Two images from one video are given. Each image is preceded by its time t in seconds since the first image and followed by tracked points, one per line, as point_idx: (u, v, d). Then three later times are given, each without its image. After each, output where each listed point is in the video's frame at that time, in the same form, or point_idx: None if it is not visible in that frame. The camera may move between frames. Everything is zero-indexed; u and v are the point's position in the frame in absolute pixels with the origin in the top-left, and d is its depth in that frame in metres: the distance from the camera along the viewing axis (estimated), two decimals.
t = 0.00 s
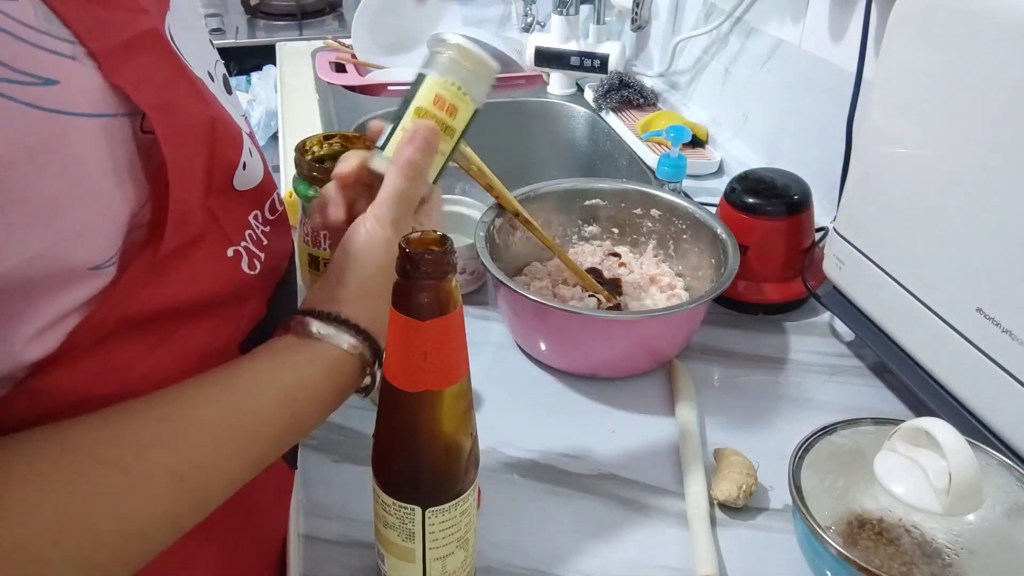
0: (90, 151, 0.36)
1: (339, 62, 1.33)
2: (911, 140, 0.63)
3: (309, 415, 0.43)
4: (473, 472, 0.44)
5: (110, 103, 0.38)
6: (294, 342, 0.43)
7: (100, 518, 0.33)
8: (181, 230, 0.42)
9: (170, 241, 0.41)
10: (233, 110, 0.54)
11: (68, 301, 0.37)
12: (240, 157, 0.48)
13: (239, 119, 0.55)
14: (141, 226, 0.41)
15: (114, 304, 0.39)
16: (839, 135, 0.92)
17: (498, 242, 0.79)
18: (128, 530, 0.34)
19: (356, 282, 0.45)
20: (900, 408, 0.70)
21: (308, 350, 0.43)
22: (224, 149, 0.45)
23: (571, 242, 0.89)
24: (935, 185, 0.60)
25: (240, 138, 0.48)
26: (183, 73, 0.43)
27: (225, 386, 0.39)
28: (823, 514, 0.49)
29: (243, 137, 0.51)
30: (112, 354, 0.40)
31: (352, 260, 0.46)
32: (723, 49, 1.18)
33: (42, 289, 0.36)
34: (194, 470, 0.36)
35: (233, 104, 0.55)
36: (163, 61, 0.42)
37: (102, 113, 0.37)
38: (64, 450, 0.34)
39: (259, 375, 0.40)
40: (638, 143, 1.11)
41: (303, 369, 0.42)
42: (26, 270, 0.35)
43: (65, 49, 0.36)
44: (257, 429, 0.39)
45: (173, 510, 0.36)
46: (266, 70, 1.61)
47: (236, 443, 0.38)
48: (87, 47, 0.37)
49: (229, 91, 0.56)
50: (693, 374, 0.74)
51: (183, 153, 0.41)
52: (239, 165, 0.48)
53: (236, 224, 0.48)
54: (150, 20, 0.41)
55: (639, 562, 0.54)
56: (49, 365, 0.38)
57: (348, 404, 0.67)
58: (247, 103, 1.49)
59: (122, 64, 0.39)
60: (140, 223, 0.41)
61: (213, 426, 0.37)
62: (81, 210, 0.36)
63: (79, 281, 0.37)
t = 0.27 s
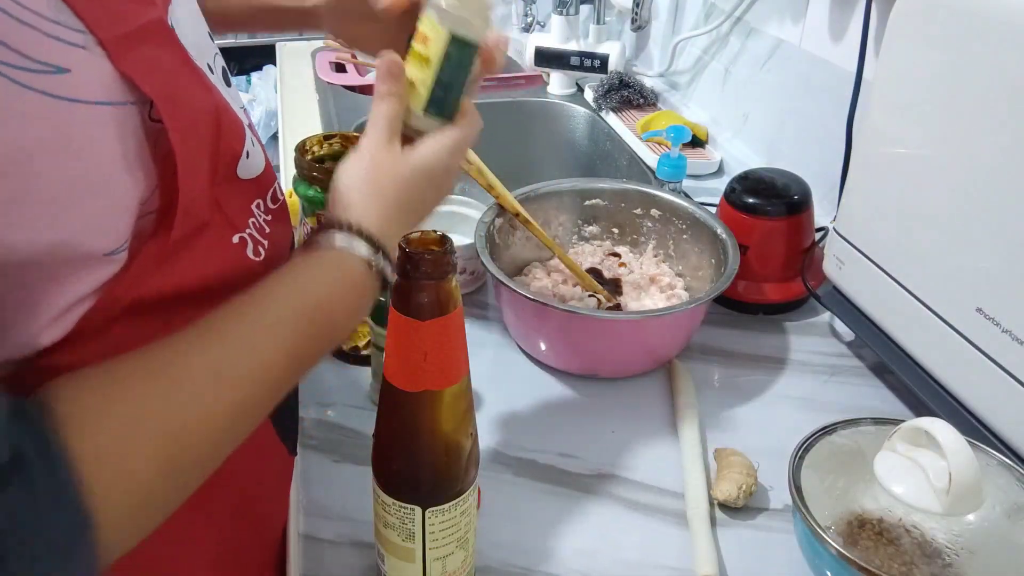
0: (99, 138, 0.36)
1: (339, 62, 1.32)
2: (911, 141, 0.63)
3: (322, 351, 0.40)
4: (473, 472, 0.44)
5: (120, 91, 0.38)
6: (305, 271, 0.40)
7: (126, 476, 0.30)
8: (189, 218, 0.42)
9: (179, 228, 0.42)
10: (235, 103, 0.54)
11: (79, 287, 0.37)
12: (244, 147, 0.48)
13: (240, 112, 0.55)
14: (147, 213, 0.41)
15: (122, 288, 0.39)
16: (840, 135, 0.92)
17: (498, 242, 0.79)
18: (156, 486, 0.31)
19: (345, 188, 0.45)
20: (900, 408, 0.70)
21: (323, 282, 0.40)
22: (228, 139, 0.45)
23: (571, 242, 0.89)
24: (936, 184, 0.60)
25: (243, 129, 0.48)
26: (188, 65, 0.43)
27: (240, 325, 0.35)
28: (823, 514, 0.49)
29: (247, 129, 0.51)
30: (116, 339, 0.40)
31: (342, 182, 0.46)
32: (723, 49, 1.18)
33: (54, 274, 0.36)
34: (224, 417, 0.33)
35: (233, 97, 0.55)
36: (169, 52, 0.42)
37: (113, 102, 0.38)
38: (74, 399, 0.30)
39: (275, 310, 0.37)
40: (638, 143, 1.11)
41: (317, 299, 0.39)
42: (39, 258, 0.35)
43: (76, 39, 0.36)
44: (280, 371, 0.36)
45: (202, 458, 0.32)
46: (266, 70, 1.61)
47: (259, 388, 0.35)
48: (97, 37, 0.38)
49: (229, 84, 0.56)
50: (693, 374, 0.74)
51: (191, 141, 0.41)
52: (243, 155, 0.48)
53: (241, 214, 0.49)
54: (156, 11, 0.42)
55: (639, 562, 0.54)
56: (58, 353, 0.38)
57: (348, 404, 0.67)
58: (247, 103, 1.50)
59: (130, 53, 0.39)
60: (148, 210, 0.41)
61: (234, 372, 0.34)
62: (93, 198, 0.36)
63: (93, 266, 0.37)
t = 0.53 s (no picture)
0: (103, 127, 0.37)
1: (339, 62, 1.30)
2: (912, 141, 0.63)
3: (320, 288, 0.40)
4: (473, 472, 0.44)
5: (121, 81, 0.38)
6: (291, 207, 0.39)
7: (127, 425, 0.31)
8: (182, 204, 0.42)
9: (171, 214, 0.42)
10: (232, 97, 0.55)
11: (77, 276, 0.37)
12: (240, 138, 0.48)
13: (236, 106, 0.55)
14: (144, 202, 0.41)
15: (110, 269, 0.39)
16: (840, 135, 0.92)
17: (498, 242, 0.79)
18: (163, 429, 0.32)
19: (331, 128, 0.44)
20: (900, 408, 0.70)
21: (310, 219, 0.39)
22: (225, 130, 0.46)
23: (571, 241, 0.88)
24: (936, 183, 0.60)
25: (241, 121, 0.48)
26: (190, 58, 0.43)
27: (225, 269, 0.36)
28: (823, 514, 0.49)
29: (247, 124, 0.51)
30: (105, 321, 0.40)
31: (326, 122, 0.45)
32: (723, 49, 1.18)
33: (50, 262, 0.36)
34: (225, 354, 0.34)
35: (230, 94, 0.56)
36: (171, 44, 0.42)
37: (113, 91, 0.38)
38: (70, 352, 0.31)
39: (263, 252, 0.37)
40: (638, 143, 1.11)
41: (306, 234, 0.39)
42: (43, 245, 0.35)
43: (78, 28, 0.37)
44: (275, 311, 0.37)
45: (188, 422, 0.33)
46: (266, 70, 1.61)
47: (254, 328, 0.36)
48: (101, 26, 0.38)
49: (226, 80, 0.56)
50: (693, 373, 0.74)
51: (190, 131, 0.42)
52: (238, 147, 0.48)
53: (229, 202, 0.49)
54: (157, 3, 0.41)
55: (639, 562, 0.54)
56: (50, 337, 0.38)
57: (348, 404, 0.67)
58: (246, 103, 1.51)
59: (132, 43, 0.39)
60: (145, 197, 0.41)
61: (225, 316, 0.34)
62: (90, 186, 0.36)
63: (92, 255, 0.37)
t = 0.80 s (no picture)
0: (62, 131, 0.40)
1: (339, 62, 1.30)
2: (912, 141, 0.63)
3: (238, 363, 0.42)
4: (473, 472, 0.44)
5: (84, 87, 0.41)
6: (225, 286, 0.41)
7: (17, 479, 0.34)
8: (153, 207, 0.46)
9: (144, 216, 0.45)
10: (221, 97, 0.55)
11: (41, 273, 0.41)
12: (220, 143, 0.50)
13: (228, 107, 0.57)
14: (115, 207, 0.44)
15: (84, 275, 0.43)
16: (840, 135, 0.92)
17: (498, 242, 0.79)
18: (48, 486, 0.35)
19: (290, 209, 0.45)
20: (900, 408, 0.70)
21: (238, 304, 0.41)
22: (202, 132, 0.48)
23: (571, 241, 0.88)
24: (936, 183, 0.60)
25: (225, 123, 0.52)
26: (166, 62, 0.45)
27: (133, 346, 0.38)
28: (823, 514, 0.49)
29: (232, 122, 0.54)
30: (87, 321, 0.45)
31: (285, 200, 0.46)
32: (723, 49, 1.18)
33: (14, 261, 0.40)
34: (116, 430, 0.37)
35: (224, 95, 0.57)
36: (148, 49, 0.44)
37: (74, 96, 0.40)
38: None
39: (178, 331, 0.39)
40: (638, 143, 1.11)
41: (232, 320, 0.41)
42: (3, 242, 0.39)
43: (43, 32, 0.39)
44: (179, 387, 0.39)
45: (74, 485, 0.37)
46: (266, 70, 1.61)
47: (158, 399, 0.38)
48: (69, 31, 0.40)
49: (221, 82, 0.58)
50: (693, 373, 0.74)
51: (158, 136, 0.44)
52: (218, 150, 0.51)
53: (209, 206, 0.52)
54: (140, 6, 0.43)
55: (639, 562, 0.54)
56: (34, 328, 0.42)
57: (347, 404, 0.67)
58: (247, 103, 1.51)
59: (105, 47, 0.41)
60: (113, 204, 0.44)
61: (122, 392, 0.37)
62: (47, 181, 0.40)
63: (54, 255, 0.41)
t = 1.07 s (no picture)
0: None
1: (339, 62, 1.30)
2: (912, 141, 0.62)
3: (163, 420, 0.42)
4: (473, 472, 0.44)
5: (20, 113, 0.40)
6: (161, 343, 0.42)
7: None
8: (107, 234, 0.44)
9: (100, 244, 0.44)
10: (212, 121, 0.54)
11: None
12: (193, 169, 0.49)
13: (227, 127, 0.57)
14: (58, 234, 0.43)
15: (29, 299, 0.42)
16: (840, 135, 0.92)
17: (498, 243, 0.79)
18: None
19: (237, 273, 0.45)
20: (900, 408, 0.70)
21: (161, 364, 0.41)
22: (167, 161, 0.47)
23: (571, 242, 0.88)
24: (936, 183, 0.60)
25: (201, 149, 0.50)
26: (124, 84, 0.44)
27: (53, 394, 0.39)
28: (822, 514, 0.49)
29: (216, 145, 0.53)
30: (32, 344, 0.44)
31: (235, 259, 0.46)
32: (723, 49, 1.18)
33: None
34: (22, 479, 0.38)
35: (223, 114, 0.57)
36: (102, 73, 0.43)
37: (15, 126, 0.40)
38: None
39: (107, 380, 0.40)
40: (638, 143, 1.11)
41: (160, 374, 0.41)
42: None
43: None
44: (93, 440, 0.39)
45: None
46: (266, 70, 1.60)
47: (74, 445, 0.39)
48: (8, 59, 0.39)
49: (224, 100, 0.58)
50: (693, 373, 0.74)
51: (106, 164, 0.42)
52: (194, 174, 0.50)
53: (178, 231, 0.50)
54: (98, 29, 0.43)
55: (639, 562, 0.54)
56: None
57: (347, 404, 0.67)
58: (247, 103, 1.51)
59: (44, 74, 0.40)
60: (61, 230, 0.43)
61: (32, 441, 0.38)
62: None
63: None
